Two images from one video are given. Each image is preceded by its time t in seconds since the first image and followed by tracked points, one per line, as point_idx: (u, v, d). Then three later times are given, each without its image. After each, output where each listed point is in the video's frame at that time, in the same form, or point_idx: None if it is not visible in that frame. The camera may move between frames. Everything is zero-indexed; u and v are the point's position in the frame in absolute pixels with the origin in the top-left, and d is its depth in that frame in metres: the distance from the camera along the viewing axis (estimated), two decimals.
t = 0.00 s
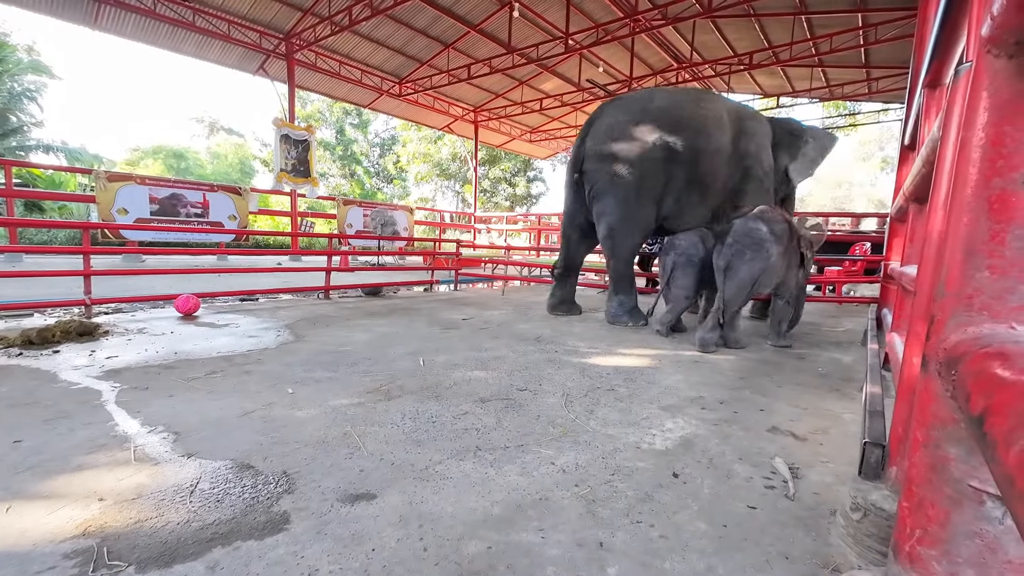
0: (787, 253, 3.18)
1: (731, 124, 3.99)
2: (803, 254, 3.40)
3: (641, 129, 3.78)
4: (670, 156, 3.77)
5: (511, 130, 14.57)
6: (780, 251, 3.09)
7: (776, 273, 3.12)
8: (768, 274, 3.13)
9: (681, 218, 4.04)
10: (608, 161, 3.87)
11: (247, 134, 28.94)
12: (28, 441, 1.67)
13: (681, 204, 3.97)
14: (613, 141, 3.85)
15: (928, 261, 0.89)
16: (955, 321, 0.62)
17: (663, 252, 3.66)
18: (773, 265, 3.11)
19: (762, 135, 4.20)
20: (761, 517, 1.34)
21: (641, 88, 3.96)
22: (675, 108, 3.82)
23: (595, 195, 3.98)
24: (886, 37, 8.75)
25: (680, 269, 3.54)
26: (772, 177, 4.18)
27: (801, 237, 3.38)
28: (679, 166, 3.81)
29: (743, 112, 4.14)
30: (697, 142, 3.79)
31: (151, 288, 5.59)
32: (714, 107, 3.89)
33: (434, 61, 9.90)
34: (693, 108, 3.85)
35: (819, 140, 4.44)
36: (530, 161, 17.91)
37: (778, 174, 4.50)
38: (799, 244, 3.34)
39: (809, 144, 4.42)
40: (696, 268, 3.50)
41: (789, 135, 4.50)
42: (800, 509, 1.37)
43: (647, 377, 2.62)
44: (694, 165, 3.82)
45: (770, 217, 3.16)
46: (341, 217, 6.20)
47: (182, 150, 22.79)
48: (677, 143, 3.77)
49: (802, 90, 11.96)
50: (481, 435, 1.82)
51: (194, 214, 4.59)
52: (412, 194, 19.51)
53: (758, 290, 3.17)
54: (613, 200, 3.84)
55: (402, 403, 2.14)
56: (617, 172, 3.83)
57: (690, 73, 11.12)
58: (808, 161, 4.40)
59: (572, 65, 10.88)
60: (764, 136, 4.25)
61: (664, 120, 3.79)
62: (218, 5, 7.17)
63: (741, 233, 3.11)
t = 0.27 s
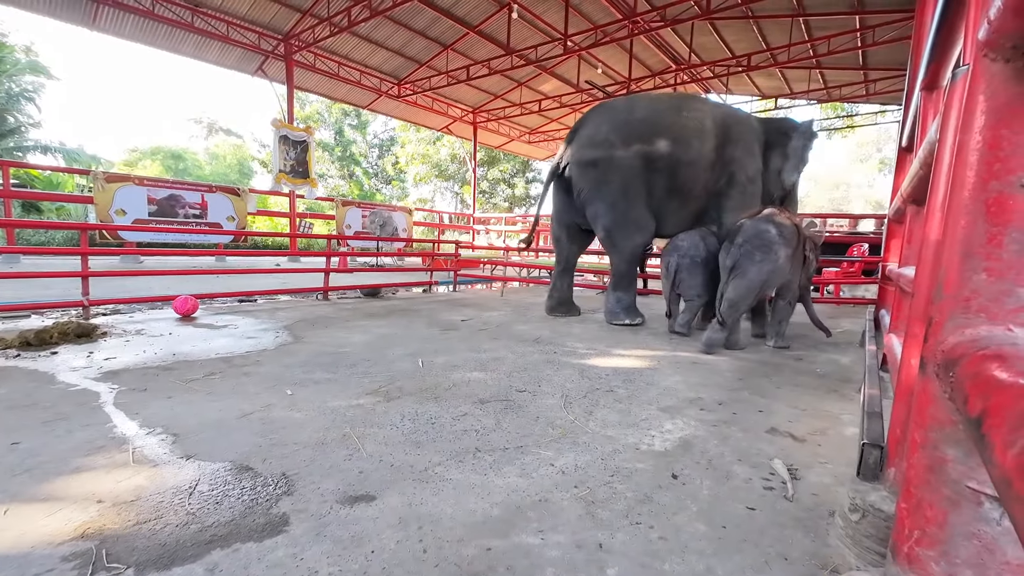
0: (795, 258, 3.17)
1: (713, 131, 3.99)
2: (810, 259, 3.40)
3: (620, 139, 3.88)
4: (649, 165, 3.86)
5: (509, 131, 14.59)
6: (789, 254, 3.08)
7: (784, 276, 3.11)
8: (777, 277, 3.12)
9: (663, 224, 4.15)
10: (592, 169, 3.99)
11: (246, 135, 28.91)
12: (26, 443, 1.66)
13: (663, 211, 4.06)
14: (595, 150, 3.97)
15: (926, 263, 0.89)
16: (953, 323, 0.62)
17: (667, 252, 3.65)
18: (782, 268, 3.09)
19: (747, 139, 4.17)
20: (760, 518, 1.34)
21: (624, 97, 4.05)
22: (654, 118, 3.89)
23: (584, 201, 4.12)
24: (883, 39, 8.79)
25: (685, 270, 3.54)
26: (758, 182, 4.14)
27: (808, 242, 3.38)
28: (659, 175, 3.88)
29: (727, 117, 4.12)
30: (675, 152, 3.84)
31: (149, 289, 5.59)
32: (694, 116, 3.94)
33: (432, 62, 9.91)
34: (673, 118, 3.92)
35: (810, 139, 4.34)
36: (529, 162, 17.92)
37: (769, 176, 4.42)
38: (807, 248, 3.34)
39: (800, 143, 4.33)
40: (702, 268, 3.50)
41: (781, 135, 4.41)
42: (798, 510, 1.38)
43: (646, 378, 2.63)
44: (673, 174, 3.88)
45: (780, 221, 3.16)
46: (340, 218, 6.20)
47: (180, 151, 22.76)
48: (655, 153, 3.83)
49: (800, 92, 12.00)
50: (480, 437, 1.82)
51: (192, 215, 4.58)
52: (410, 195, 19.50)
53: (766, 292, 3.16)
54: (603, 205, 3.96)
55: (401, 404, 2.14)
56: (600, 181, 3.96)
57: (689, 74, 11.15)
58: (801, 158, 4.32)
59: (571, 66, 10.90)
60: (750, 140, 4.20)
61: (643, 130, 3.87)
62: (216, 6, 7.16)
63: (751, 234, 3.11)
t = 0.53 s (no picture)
0: (796, 256, 3.19)
1: (703, 134, 4.03)
2: (812, 256, 3.41)
3: (610, 144, 3.94)
4: (641, 170, 3.92)
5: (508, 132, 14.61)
6: (789, 255, 3.10)
7: (787, 276, 3.13)
8: (780, 276, 3.14)
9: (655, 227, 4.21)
10: (585, 174, 4.00)
11: (244, 136, 28.89)
12: (23, 445, 1.65)
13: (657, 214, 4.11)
14: (587, 155, 3.99)
15: (923, 265, 0.90)
16: (950, 324, 0.63)
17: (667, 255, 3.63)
18: (783, 268, 3.11)
19: (738, 141, 4.19)
20: (759, 519, 1.34)
21: (612, 102, 4.10)
22: (645, 123, 3.95)
23: (576, 205, 4.13)
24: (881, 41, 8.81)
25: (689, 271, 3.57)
26: (748, 182, 4.14)
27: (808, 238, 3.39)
28: (650, 179, 3.96)
29: (717, 120, 4.16)
30: (664, 155, 3.91)
31: (147, 290, 5.57)
32: (684, 120, 4.00)
33: (431, 63, 9.92)
34: (661, 122, 3.98)
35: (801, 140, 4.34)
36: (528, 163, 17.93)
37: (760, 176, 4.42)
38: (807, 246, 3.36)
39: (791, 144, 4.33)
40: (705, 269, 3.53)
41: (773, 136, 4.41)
42: (797, 511, 1.38)
43: (645, 379, 2.63)
44: (662, 178, 3.96)
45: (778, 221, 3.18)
46: (338, 219, 6.20)
47: (179, 152, 22.75)
48: (645, 157, 3.91)
49: (798, 93, 12.03)
50: (479, 438, 1.82)
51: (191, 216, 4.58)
52: (409, 196, 19.49)
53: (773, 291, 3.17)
54: (598, 209, 3.99)
55: (400, 405, 2.14)
56: (594, 185, 3.98)
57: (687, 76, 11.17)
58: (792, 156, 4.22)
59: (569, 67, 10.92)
60: (740, 141, 4.22)
61: (633, 135, 3.93)
62: (215, 7, 7.16)
63: (750, 237, 3.14)
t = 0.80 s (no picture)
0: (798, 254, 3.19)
1: (698, 135, 4.02)
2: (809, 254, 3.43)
3: (603, 147, 3.98)
4: (631, 175, 3.96)
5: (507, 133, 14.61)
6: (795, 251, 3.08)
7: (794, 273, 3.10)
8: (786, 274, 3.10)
9: (645, 230, 4.24)
10: (574, 175, 4.08)
11: (243, 137, 28.87)
12: (19, 446, 1.65)
13: (645, 219, 4.16)
14: (579, 157, 4.04)
15: (920, 266, 0.90)
16: (947, 325, 0.63)
17: (671, 258, 3.59)
18: (790, 265, 3.08)
19: (734, 141, 4.16)
20: (757, 521, 1.34)
21: (611, 103, 4.10)
22: (640, 126, 3.96)
23: (561, 205, 4.24)
24: (879, 42, 8.84)
25: (692, 273, 3.50)
26: (742, 181, 4.11)
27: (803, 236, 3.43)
28: (639, 185, 4.00)
29: (714, 121, 4.14)
30: (656, 160, 3.93)
31: (145, 291, 5.57)
32: (679, 122, 3.99)
33: (431, 64, 9.93)
34: (658, 125, 3.97)
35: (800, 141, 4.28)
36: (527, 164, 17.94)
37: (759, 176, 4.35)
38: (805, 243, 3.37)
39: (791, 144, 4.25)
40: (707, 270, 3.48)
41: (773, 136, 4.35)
42: (795, 512, 1.38)
43: (644, 380, 2.63)
44: (654, 182, 3.98)
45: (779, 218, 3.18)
46: (337, 219, 6.19)
47: (178, 153, 22.72)
48: (637, 162, 3.93)
49: (796, 94, 12.06)
50: (478, 439, 1.82)
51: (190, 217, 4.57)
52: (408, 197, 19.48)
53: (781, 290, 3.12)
54: (578, 213, 4.10)
55: (398, 406, 2.13)
56: (582, 189, 4.05)
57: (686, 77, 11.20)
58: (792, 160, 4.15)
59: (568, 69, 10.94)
60: (737, 142, 4.19)
61: (627, 139, 3.95)
62: (214, 8, 7.16)
63: (756, 235, 3.10)
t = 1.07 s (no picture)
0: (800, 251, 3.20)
1: (692, 136, 4.03)
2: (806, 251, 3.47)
3: (597, 147, 3.96)
4: (627, 174, 3.97)
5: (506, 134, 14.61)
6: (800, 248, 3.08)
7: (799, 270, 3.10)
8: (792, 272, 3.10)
9: (642, 229, 4.29)
10: (570, 176, 4.04)
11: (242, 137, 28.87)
12: (17, 447, 1.64)
13: (641, 219, 4.21)
14: (573, 158, 4.01)
15: (919, 267, 0.90)
16: (945, 326, 0.63)
17: (674, 260, 3.56)
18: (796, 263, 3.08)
19: (732, 142, 4.14)
20: (757, 521, 1.34)
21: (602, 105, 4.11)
22: (631, 126, 3.98)
23: (562, 206, 4.19)
24: (877, 44, 8.87)
25: (696, 274, 3.47)
26: (741, 182, 4.08)
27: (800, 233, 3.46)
28: (634, 184, 4.02)
29: (709, 122, 4.14)
30: (648, 160, 3.95)
31: (144, 291, 5.56)
32: (672, 124, 4.01)
33: (430, 65, 9.94)
34: (649, 126, 3.98)
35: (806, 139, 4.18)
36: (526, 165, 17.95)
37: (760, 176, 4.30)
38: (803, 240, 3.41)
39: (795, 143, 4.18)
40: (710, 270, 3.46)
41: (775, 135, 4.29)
42: (794, 513, 1.38)
43: (643, 381, 2.63)
44: (648, 182, 4.01)
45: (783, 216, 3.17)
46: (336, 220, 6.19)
47: (177, 153, 22.70)
48: (630, 162, 3.94)
49: (795, 95, 12.09)
50: (477, 439, 1.82)
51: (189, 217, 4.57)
52: (407, 197, 19.48)
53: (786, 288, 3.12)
54: (582, 212, 4.05)
55: (398, 407, 2.13)
56: (578, 188, 4.02)
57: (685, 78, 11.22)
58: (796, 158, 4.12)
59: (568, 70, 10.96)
60: (736, 142, 4.16)
61: (619, 139, 3.96)
62: (214, 8, 7.16)
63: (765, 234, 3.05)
